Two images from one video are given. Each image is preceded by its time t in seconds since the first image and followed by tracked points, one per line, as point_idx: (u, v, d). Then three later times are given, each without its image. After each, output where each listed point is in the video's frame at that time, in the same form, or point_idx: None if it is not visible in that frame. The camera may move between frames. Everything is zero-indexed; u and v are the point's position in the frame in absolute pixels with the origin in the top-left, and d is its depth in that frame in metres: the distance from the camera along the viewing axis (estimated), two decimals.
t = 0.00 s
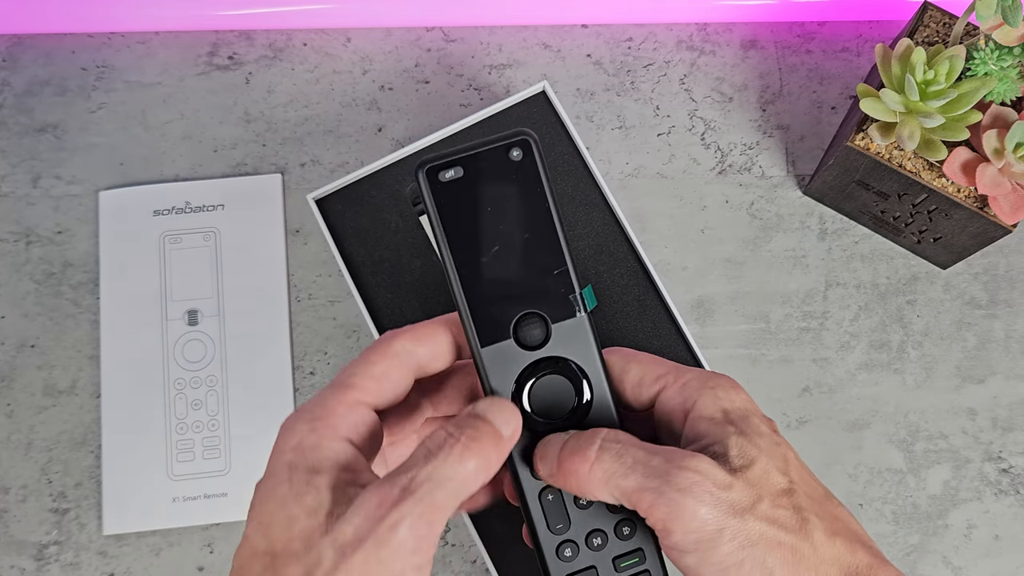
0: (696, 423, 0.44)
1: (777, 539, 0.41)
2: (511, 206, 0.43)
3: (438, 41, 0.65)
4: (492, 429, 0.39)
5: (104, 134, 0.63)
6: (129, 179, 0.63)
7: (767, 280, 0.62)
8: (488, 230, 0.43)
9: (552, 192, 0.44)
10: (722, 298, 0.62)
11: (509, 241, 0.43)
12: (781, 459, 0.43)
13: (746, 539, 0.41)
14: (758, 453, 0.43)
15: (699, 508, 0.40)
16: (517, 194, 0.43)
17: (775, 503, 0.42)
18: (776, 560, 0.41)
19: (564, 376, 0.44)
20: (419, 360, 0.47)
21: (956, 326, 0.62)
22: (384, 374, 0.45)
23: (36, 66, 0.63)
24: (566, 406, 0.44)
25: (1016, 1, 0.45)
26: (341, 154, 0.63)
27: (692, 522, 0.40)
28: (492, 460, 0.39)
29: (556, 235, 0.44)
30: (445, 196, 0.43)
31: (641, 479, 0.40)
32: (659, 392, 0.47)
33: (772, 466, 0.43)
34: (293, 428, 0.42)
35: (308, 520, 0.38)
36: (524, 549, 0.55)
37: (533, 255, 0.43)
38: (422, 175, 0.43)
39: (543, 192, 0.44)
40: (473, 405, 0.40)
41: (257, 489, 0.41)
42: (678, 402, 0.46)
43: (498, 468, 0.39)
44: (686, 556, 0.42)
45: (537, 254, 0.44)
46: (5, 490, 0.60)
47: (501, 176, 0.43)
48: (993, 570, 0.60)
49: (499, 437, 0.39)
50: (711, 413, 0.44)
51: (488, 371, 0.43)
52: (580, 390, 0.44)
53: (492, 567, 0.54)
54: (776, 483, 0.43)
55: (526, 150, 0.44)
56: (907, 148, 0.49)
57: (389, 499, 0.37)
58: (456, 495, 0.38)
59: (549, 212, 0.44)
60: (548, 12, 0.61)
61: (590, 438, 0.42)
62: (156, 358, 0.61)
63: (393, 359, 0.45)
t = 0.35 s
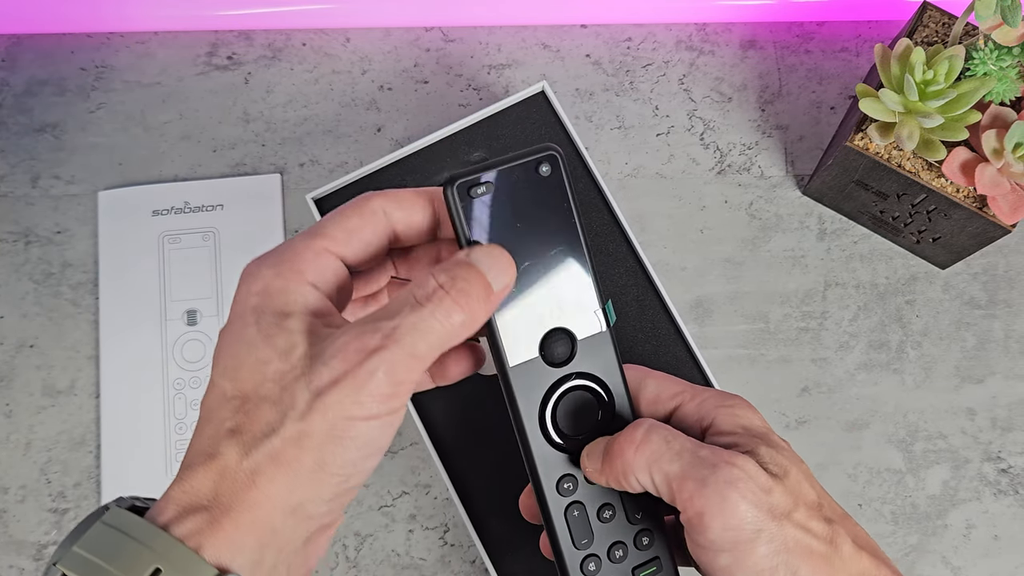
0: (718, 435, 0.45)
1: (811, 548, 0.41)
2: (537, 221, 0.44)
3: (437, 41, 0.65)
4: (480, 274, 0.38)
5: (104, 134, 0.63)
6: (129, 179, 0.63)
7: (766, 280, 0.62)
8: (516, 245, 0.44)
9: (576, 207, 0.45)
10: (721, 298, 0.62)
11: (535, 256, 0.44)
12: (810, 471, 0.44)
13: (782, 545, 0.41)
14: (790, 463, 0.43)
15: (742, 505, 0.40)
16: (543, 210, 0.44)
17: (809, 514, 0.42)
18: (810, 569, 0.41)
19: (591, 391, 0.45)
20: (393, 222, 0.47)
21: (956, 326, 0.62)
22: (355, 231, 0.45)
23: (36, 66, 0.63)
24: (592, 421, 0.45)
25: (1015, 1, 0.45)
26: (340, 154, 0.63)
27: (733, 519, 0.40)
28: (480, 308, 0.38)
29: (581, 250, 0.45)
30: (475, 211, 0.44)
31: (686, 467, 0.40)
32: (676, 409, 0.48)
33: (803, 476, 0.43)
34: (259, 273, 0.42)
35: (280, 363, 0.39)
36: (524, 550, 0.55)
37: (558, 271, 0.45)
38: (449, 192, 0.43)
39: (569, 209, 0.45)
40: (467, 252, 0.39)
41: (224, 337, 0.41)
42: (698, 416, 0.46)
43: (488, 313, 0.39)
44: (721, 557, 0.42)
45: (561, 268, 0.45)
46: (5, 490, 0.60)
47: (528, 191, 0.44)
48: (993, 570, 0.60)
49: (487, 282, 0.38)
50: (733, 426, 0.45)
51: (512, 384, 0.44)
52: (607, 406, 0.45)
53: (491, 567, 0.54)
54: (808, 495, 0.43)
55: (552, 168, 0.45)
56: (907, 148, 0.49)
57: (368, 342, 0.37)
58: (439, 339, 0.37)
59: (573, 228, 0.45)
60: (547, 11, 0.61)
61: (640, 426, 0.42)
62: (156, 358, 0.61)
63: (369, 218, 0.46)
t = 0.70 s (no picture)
0: (694, 433, 0.45)
1: (789, 545, 0.41)
2: (508, 229, 0.44)
3: (435, 41, 0.65)
4: (400, 223, 0.38)
5: (102, 134, 0.63)
6: (127, 179, 0.63)
7: (765, 280, 0.62)
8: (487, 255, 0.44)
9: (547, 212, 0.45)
10: (720, 298, 0.62)
11: (507, 264, 0.44)
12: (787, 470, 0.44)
13: (760, 540, 0.41)
14: (767, 459, 0.43)
15: (721, 495, 0.40)
16: (514, 218, 0.44)
17: (787, 511, 0.42)
18: (788, 566, 0.41)
19: (567, 397, 0.45)
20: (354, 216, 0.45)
21: (955, 327, 0.62)
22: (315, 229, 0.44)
23: (34, 67, 0.63)
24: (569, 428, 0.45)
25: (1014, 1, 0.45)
26: (338, 154, 0.63)
27: (712, 509, 0.40)
28: (411, 263, 0.39)
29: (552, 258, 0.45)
30: (446, 224, 0.43)
31: (668, 457, 0.41)
32: (652, 409, 0.48)
33: (781, 474, 0.43)
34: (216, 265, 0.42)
35: (241, 345, 0.40)
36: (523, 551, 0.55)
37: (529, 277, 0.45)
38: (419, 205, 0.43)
39: (540, 215, 0.45)
40: (383, 200, 0.39)
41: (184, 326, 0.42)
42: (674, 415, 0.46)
43: (422, 266, 0.40)
44: (698, 550, 0.42)
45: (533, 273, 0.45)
46: (3, 491, 0.59)
47: (498, 199, 0.44)
48: (993, 571, 0.60)
49: (411, 230, 0.38)
50: (708, 425, 0.45)
51: (489, 396, 0.44)
52: (583, 413, 0.45)
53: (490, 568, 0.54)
54: (786, 492, 0.43)
55: (521, 175, 0.44)
56: (906, 148, 0.49)
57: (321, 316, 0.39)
58: (384, 303, 0.39)
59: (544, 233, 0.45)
60: (546, 11, 0.61)
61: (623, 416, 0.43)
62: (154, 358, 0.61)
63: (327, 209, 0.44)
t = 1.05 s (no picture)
0: (696, 438, 0.45)
1: (782, 555, 0.41)
2: (501, 227, 0.44)
3: (434, 40, 0.64)
4: (485, 371, 0.40)
5: (100, 134, 0.63)
6: (125, 179, 0.63)
7: (765, 280, 0.62)
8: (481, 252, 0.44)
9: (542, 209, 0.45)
10: (720, 298, 0.62)
11: (504, 263, 0.44)
12: (788, 479, 0.43)
13: (750, 549, 0.41)
14: (764, 469, 0.43)
15: (710, 507, 0.40)
16: (505, 215, 0.45)
17: (781, 522, 0.42)
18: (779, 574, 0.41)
19: (568, 394, 0.45)
20: (397, 289, 0.47)
21: (955, 327, 0.62)
22: (360, 301, 0.45)
23: (32, 66, 0.63)
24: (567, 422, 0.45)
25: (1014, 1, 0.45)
26: (338, 154, 0.63)
27: (700, 519, 0.40)
28: (488, 405, 0.40)
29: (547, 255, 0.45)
30: (435, 224, 0.44)
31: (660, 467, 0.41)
32: (658, 410, 0.48)
33: (779, 483, 0.43)
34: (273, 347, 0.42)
35: (297, 442, 0.39)
36: (522, 552, 0.54)
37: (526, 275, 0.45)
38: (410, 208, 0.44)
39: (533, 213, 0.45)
40: (479, 350, 0.41)
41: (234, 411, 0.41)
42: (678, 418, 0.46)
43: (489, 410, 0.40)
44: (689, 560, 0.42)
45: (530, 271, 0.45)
46: (2, 491, 0.59)
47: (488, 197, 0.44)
48: (992, 571, 0.60)
49: (491, 379, 0.40)
50: (709, 432, 0.45)
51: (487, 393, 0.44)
52: (582, 410, 0.45)
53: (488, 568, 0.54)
54: (785, 501, 0.43)
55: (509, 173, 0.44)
56: (906, 148, 0.49)
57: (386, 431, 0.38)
58: (449, 437, 0.39)
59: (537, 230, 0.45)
60: (545, 10, 0.61)
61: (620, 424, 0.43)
62: (151, 358, 0.61)
63: (372, 285, 0.46)
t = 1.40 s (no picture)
0: (683, 435, 0.42)
1: (753, 566, 0.39)
2: (505, 205, 0.46)
3: (433, 40, 0.64)
4: (521, 485, 0.41)
5: (99, 134, 0.63)
6: (124, 179, 0.63)
7: (764, 280, 0.62)
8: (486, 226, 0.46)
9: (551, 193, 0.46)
10: (719, 299, 0.62)
11: (498, 240, 0.45)
12: (773, 481, 0.41)
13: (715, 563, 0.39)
14: (745, 474, 0.40)
15: (672, 523, 0.39)
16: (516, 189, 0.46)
17: (754, 531, 0.40)
18: None
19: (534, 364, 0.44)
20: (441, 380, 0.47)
21: (954, 327, 0.62)
22: (409, 397, 0.45)
23: (32, 66, 0.63)
24: (525, 397, 0.44)
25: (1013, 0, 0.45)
26: (336, 154, 0.63)
27: (663, 534, 0.39)
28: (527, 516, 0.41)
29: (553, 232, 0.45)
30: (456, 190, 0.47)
31: (627, 480, 0.40)
32: (654, 402, 0.45)
33: (759, 488, 0.40)
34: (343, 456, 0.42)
35: (360, 558, 0.39)
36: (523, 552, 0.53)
37: (517, 252, 0.45)
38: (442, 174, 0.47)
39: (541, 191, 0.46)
40: (512, 465, 0.42)
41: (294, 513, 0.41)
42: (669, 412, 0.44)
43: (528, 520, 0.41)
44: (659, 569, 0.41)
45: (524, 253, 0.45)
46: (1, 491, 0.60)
47: (503, 177, 0.46)
48: (991, 571, 0.60)
49: (526, 492, 0.41)
50: (700, 426, 0.42)
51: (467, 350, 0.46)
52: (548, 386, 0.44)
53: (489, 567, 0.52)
54: (761, 507, 0.40)
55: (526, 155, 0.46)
56: (905, 148, 0.49)
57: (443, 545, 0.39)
58: (494, 551, 0.40)
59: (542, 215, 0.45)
60: (544, 10, 0.61)
61: (595, 425, 0.41)
62: (150, 358, 0.61)
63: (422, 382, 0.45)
